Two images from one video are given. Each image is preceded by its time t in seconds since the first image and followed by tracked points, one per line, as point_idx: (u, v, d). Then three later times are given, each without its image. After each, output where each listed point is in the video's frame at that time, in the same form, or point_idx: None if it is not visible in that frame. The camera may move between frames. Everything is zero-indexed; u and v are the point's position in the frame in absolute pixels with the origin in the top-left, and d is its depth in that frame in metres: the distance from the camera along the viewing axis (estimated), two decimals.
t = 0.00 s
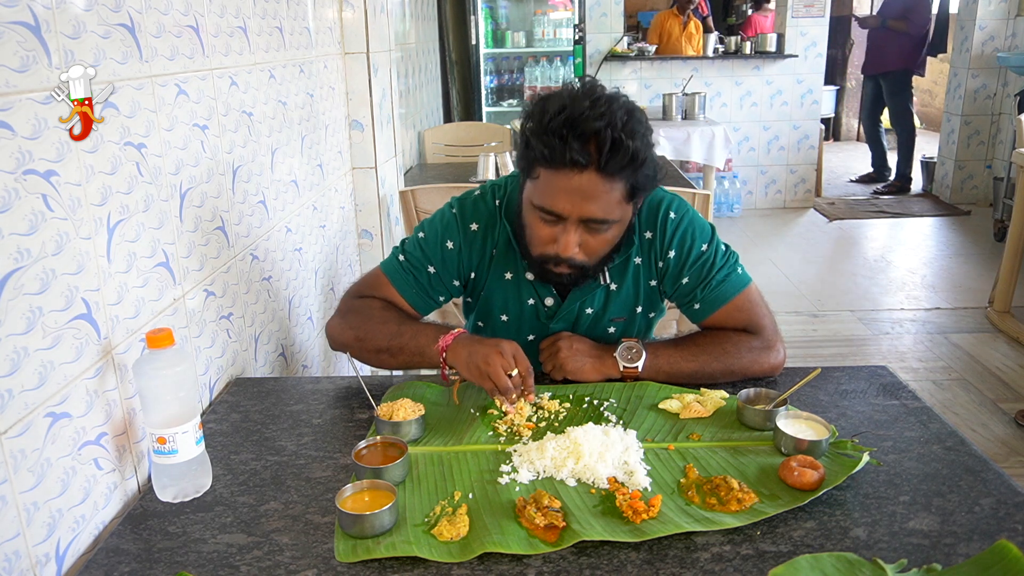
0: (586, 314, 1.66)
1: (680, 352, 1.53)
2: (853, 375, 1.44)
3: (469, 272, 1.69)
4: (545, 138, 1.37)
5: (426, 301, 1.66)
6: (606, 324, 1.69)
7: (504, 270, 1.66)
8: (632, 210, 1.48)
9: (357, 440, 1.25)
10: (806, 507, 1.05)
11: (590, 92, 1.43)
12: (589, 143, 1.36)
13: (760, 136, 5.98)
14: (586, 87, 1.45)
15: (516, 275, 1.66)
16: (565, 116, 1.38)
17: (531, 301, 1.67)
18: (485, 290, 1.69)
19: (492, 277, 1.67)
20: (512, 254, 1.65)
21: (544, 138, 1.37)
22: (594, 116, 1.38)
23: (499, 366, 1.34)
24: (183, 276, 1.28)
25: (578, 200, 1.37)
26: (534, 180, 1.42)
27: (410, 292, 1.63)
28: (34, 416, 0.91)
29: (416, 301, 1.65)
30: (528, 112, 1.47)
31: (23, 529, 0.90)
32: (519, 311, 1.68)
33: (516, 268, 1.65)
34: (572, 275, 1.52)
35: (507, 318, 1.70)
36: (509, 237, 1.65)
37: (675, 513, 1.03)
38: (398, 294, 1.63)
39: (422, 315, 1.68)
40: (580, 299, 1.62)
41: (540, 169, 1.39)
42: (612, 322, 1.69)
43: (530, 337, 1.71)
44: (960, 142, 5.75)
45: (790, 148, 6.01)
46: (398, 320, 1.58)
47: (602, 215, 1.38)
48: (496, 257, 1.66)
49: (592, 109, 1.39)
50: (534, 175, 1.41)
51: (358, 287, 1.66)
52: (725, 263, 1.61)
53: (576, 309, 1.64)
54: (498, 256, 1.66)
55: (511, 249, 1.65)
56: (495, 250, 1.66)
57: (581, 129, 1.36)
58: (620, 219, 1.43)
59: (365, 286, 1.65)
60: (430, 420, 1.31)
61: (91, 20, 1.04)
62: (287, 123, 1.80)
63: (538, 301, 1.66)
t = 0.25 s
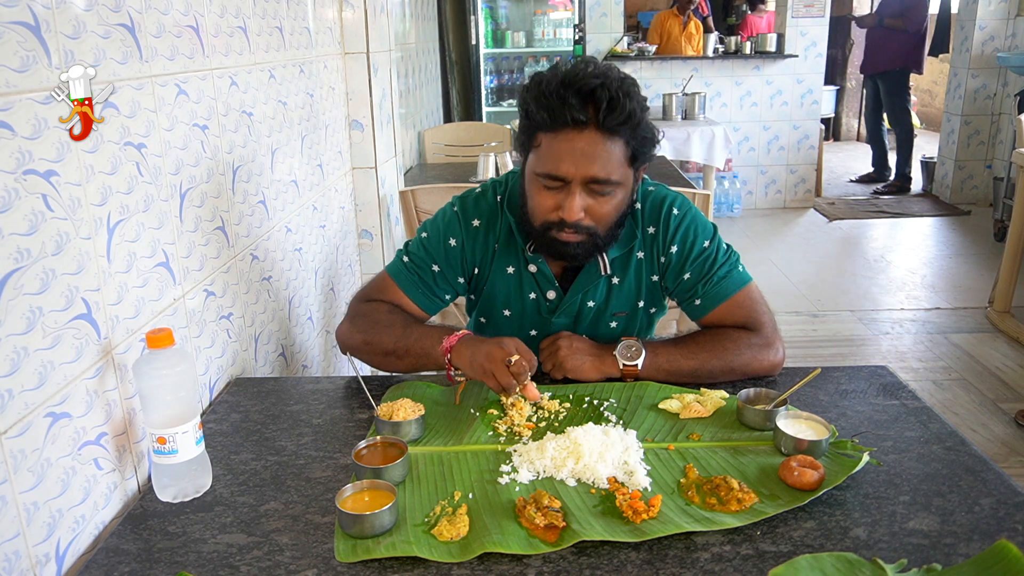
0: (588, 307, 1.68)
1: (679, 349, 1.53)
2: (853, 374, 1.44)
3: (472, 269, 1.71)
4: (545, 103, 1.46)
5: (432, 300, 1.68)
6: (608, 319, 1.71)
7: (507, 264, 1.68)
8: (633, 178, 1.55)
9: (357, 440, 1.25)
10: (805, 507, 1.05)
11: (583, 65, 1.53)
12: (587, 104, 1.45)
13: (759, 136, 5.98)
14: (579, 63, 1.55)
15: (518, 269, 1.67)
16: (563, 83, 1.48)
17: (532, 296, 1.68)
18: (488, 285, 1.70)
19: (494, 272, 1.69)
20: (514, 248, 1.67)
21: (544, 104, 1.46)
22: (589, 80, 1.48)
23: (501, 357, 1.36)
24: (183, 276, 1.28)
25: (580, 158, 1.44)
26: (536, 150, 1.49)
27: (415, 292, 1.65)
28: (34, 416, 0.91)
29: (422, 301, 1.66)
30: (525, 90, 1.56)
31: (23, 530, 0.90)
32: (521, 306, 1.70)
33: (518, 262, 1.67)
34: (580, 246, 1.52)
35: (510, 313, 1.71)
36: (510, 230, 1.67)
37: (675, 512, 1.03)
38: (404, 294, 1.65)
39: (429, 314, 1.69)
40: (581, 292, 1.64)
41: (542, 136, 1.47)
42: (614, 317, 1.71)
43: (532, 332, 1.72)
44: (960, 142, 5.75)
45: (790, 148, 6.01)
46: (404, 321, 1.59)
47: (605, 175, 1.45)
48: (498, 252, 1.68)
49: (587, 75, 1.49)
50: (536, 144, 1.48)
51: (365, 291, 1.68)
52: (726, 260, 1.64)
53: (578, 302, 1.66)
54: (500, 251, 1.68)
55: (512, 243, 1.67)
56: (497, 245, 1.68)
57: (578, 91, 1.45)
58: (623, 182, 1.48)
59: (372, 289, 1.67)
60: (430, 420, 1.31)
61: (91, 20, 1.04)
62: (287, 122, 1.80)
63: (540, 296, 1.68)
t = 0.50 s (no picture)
0: (587, 301, 1.67)
1: (678, 347, 1.53)
2: (853, 375, 1.44)
3: (473, 263, 1.71)
4: (543, 84, 1.50)
5: (437, 297, 1.69)
6: (607, 315, 1.70)
7: (506, 258, 1.68)
8: (631, 159, 1.58)
9: (357, 440, 1.25)
10: (806, 507, 1.05)
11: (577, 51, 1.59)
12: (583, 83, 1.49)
13: (759, 136, 5.98)
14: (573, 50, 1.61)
15: (518, 262, 1.68)
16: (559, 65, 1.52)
17: (532, 289, 1.68)
18: (488, 279, 1.70)
19: (494, 266, 1.69)
20: (513, 241, 1.68)
21: (542, 84, 1.50)
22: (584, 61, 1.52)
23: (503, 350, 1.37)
24: (183, 276, 1.28)
25: (579, 133, 1.46)
26: (535, 131, 1.52)
27: (419, 290, 1.66)
28: (34, 417, 0.91)
29: (427, 299, 1.67)
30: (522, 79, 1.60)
31: (23, 530, 0.90)
32: (521, 301, 1.70)
33: (517, 256, 1.67)
34: (583, 225, 1.53)
35: (510, 308, 1.71)
36: (510, 224, 1.68)
37: (675, 513, 1.03)
38: (408, 293, 1.65)
39: (435, 313, 1.70)
40: (581, 284, 1.64)
41: (541, 116, 1.50)
42: (614, 312, 1.70)
43: (532, 327, 1.72)
44: (960, 142, 5.75)
45: (790, 148, 6.01)
46: (410, 320, 1.60)
47: (603, 149, 1.47)
48: (498, 246, 1.68)
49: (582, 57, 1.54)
50: (535, 125, 1.52)
51: (370, 293, 1.68)
52: (726, 258, 1.64)
53: (578, 296, 1.66)
54: (500, 245, 1.68)
55: (512, 236, 1.68)
56: (496, 239, 1.68)
57: (575, 70, 1.50)
58: (621, 158, 1.51)
59: (378, 291, 1.67)
60: (430, 420, 1.31)
61: (91, 20, 1.04)
62: (287, 122, 1.80)
63: (539, 289, 1.68)
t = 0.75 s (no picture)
0: (588, 295, 1.67)
1: (678, 345, 1.53)
2: (853, 374, 1.44)
3: (476, 258, 1.71)
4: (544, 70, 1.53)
5: (445, 295, 1.68)
6: (607, 309, 1.69)
7: (509, 251, 1.69)
8: (628, 150, 1.60)
9: (357, 440, 1.25)
10: (805, 507, 1.05)
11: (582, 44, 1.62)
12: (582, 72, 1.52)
13: (759, 135, 5.98)
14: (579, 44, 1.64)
15: (520, 255, 1.68)
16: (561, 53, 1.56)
17: (533, 283, 1.69)
18: (490, 273, 1.70)
19: (497, 260, 1.69)
20: (515, 234, 1.68)
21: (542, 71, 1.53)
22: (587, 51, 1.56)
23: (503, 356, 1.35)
24: (183, 277, 1.28)
25: (575, 118, 1.49)
26: (533, 116, 1.55)
27: (428, 289, 1.66)
28: (34, 417, 0.91)
29: (437, 297, 1.67)
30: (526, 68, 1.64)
31: (23, 530, 0.90)
32: (522, 295, 1.70)
33: (519, 249, 1.68)
34: (575, 212, 1.54)
35: (512, 302, 1.71)
36: (511, 217, 1.69)
37: (675, 513, 1.03)
38: (418, 294, 1.65)
39: (445, 311, 1.70)
40: (581, 277, 1.65)
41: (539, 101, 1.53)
42: (614, 307, 1.69)
43: (533, 321, 1.72)
44: (960, 142, 5.75)
45: (790, 148, 6.01)
46: (420, 321, 1.59)
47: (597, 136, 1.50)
48: (500, 240, 1.69)
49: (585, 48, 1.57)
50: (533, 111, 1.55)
51: (380, 298, 1.68)
52: (727, 256, 1.65)
53: (578, 290, 1.66)
54: (502, 238, 1.69)
55: (514, 229, 1.68)
56: (499, 232, 1.69)
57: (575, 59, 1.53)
58: (615, 148, 1.54)
59: (388, 295, 1.67)
60: (430, 420, 1.31)
61: (91, 20, 1.04)
62: (287, 122, 1.80)
63: (540, 282, 1.68)
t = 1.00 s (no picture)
0: (592, 289, 1.67)
1: (678, 344, 1.53)
2: (853, 374, 1.44)
3: (483, 251, 1.71)
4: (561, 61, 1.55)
5: (454, 288, 1.68)
6: (610, 306, 1.69)
7: (515, 244, 1.68)
8: (633, 149, 1.61)
9: (357, 440, 1.25)
10: (806, 507, 1.05)
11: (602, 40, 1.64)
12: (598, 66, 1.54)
13: (760, 135, 5.98)
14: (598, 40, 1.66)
15: (526, 249, 1.68)
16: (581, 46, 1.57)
17: (538, 276, 1.68)
18: (496, 266, 1.70)
19: (502, 252, 1.69)
20: (521, 227, 1.68)
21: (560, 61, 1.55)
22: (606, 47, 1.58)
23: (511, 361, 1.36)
24: (183, 277, 1.28)
25: (586, 110, 1.50)
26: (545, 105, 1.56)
27: (437, 283, 1.66)
28: (34, 417, 0.91)
29: (445, 291, 1.67)
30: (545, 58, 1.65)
31: (23, 530, 0.90)
32: (527, 288, 1.70)
33: (525, 242, 1.68)
34: (571, 204, 1.55)
35: (516, 295, 1.71)
36: (518, 210, 1.69)
37: (676, 513, 1.03)
38: (427, 288, 1.66)
39: (454, 305, 1.69)
40: (585, 271, 1.65)
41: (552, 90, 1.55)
42: (616, 303, 1.69)
43: (537, 315, 1.71)
44: (960, 142, 5.75)
45: (790, 148, 6.01)
46: (428, 316, 1.59)
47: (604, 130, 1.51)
48: (507, 233, 1.69)
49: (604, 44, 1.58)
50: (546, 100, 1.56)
51: (389, 293, 1.68)
52: (728, 255, 1.66)
53: (582, 284, 1.66)
54: (508, 231, 1.69)
55: (520, 222, 1.68)
56: (505, 225, 1.69)
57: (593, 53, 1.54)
58: (620, 145, 1.55)
59: (397, 291, 1.67)
60: (430, 420, 1.31)
61: (91, 20, 1.04)
62: (287, 122, 1.80)
63: (545, 276, 1.68)
